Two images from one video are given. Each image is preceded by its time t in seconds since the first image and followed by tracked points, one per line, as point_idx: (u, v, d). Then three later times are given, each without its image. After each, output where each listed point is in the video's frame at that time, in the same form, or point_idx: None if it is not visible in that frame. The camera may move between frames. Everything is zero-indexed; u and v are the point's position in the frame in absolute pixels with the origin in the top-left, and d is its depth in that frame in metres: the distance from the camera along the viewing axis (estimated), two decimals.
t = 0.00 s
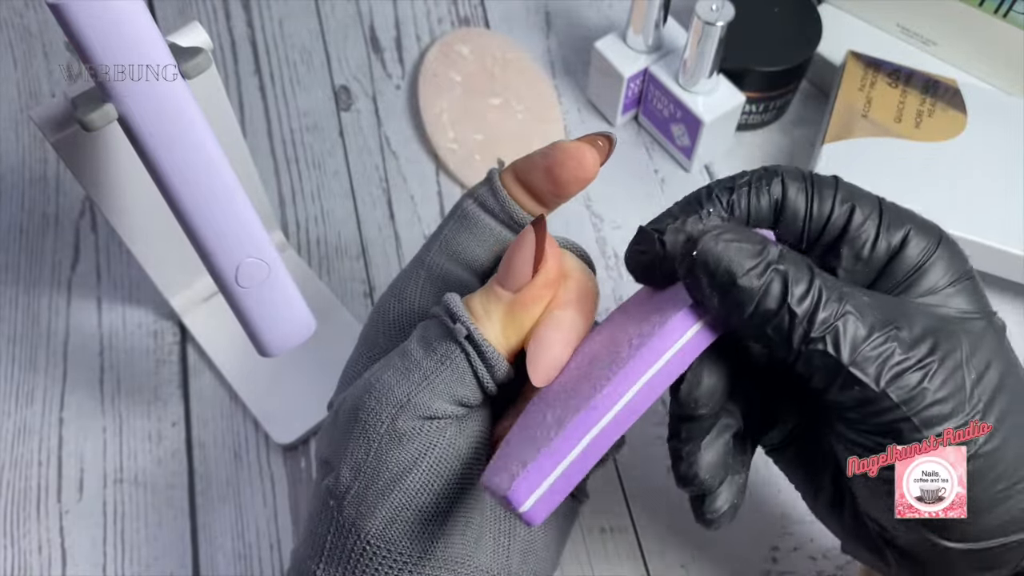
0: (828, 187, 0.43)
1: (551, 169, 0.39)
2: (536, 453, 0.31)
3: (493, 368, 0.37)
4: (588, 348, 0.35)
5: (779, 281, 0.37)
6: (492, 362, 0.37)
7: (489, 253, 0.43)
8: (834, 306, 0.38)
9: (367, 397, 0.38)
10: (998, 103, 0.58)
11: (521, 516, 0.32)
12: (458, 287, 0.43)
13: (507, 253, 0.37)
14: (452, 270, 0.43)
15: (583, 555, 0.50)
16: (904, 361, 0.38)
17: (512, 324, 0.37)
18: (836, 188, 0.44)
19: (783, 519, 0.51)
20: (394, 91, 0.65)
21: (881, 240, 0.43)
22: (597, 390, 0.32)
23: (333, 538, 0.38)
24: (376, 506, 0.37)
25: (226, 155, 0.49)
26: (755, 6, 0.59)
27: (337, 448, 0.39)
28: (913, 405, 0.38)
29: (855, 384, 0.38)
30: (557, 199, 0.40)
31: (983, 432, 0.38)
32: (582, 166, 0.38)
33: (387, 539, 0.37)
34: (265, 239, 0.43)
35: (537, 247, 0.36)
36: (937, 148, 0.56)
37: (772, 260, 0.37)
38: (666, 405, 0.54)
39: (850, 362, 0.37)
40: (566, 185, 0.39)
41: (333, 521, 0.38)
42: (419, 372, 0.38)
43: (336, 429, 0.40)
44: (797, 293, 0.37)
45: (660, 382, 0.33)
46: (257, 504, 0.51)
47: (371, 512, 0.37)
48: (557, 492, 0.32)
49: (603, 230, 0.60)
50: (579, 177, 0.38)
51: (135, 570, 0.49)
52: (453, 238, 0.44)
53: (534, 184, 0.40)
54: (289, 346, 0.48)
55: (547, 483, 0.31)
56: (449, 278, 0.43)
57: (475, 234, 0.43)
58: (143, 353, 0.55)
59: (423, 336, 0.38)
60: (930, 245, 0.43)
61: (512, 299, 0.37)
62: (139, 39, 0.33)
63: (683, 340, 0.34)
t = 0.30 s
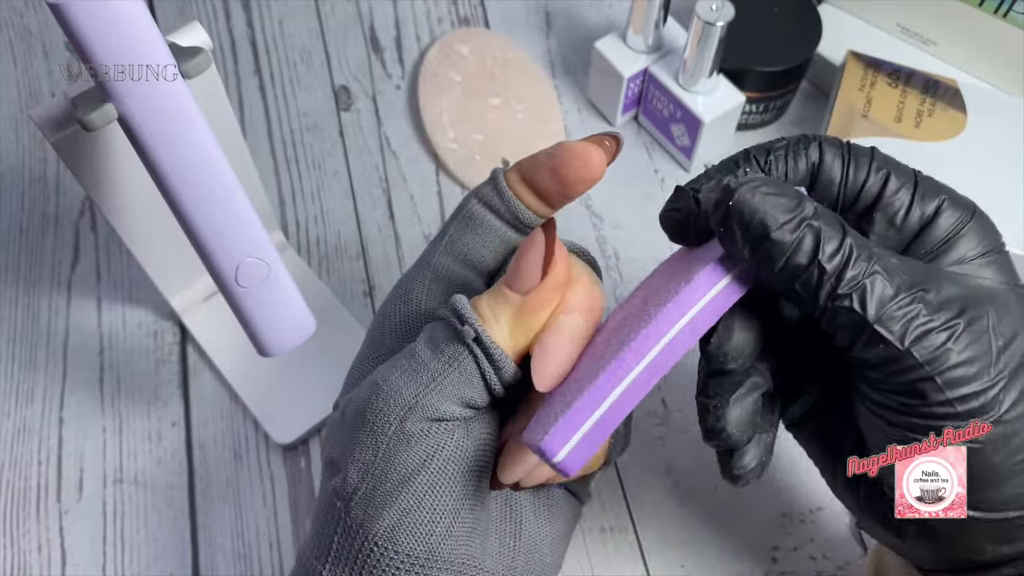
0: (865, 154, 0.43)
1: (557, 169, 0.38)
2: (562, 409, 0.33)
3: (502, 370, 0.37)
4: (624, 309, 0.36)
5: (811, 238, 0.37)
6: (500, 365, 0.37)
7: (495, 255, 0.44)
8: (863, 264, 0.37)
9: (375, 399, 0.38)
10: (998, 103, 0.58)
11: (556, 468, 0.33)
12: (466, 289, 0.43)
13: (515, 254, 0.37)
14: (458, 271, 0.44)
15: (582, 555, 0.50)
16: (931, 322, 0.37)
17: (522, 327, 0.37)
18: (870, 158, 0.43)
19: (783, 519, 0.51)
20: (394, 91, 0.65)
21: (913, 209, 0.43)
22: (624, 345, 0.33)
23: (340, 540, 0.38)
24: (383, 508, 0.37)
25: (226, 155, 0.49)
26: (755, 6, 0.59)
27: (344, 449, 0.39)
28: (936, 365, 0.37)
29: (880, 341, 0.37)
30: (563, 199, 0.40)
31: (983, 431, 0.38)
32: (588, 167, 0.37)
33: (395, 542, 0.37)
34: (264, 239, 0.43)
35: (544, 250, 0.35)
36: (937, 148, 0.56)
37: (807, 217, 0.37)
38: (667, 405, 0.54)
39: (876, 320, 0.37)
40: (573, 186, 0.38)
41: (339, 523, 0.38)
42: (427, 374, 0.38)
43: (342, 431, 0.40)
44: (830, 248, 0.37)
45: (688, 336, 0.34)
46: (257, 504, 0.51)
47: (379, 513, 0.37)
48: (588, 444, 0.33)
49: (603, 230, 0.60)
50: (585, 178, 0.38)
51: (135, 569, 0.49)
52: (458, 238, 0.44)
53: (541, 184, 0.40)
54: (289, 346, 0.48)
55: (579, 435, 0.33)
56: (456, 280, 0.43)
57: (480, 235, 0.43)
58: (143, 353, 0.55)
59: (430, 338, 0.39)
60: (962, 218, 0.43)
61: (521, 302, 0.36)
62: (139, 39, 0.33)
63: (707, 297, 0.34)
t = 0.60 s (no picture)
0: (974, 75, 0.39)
1: (525, 177, 0.38)
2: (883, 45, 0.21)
3: (473, 353, 0.37)
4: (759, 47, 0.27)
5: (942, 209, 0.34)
6: (471, 346, 0.37)
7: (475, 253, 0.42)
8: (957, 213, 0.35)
9: (354, 390, 0.39)
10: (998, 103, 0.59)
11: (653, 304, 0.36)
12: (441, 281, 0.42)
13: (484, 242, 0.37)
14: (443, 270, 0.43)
15: (582, 555, 0.50)
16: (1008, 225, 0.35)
17: (491, 309, 0.37)
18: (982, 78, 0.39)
19: (782, 519, 0.51)
20: (394, 92, 0.65)
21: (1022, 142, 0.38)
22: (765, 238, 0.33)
23: (326, 535, 0.37)
24: (366, 496, 0.37)
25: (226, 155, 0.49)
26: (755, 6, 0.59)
27: (328, 444, 0.39)
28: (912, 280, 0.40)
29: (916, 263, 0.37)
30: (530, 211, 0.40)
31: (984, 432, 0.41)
32: (554, 175, 0.37)
33: (380, 531, 0.36)
34: (264, 240, 0.43)
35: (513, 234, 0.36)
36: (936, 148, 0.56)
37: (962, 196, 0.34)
38: (667, 404, 0.54)
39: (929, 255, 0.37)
40: (539, 195, 0.38)
41: (326, 518, 0.37)
42: (400, 359, 0.38)
43: (327, 427, 0.40)
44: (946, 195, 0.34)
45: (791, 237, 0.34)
46: (257, 504, 0.51)
47: (360, 502, 0.37)
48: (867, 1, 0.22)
49: (603, 230, 0.60)
50: (551, 187, 0.37)
51: (136, 569, 0.49)
52: (441, 238, 0.43)
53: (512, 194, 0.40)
54: (289, 343, 0.48)
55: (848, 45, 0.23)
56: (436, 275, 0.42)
57: (460, 234, 0.42)
58: (143, 353, 0.55)
59: (403, 325, 0.39)
60: None
61: (491, 285, 0.36)
62: (140, 39, 0.33)
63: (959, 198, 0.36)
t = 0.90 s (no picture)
0: (851, 168, 0.41)
1: (530, 184, 0.38)
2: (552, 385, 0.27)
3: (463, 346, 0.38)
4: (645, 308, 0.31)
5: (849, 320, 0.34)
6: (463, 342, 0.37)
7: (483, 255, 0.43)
8: (916, 313, 0.34)
9: (347, 390, 0.39)
10: (997, 103, 0.59)
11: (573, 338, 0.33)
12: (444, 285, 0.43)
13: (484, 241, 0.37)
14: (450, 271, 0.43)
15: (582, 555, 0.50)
16: (996, 371, 0.35)
17: (484, 309, 0.37)
18: (860, 170, 0.41)
19: (782, 518, 0.51)
20: (394, 92, 0.65)
21: (907, 227, 0.40)
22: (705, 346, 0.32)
23: (323, 536, 0.38)
24: (359, 493, 0.37)
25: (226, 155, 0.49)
26: (755, 7, 0.59)
27: (324, 444, 0.40)
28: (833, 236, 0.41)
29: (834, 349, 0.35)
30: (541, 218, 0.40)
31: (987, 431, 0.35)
32: (557, 181, 0.37)
33: (373, 528, 0.37)
34: (264, 242, 0.43)
35: (516, 232, 0.36)
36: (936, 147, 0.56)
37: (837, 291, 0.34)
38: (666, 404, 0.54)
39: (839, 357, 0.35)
40: (541, 199, 0.38)
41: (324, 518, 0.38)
42: (392, 357, 0.39)
43: (325, 428, 0.41)
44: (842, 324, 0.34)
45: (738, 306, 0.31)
46: (258, 504, 0.51)
47: (355, 501, 0.37)
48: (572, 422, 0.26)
49: (603, 230, 0.60)
50: (555, 194, 0.37)
51: (135, 569, 0.49)
52: (451, 244, 0.44)
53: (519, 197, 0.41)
54: (290, 344, 0.48)
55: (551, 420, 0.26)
56: (434, 274, 0.43)
57: (469, 240, 0.44)
58: (144, 352, 0.55)
59: (396, 325, 0.40)
60: (958, 242, 0.40)
61: (484, 285, 0.37)
62: (140, 40, 0.33)
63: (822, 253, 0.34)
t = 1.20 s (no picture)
0: (802, 217, 0.40)
1: (559, 183, 0.38)
2: (496, 507, 0.33)
3: (486, 360, 0.37)
4: (560, 382, 0.36)
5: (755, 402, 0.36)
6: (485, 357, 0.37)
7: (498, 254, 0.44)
8: (829, 403, 0.36)
9: (363, 394, 0.39)
10: (998, 102, 0.59)
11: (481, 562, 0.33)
12: (463, 285, 0.43)
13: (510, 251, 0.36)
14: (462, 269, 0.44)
15: (583, 555, 0.50)
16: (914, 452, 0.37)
17: (507, 320, 0.37)
18: (812, 220, 0.41)
19: (783, 519, 0.51)
20: (394, 91, 0.65)
21: (851, 290, 0.40)
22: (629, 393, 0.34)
23: (332, 537, 0.39)
24: (372, 502, 0.38)
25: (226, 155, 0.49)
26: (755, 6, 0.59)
27: (336, 445, 0.39)
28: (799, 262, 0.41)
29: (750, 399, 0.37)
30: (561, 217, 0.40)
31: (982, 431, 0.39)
32: (589, 183, 0.37)
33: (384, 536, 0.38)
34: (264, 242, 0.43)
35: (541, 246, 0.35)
36: (937, 147, 0.56)
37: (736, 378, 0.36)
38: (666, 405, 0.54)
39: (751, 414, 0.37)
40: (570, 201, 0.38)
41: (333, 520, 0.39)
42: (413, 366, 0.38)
43: (336, 426, 0.40)
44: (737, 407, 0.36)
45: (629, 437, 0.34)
46: (258, 504, 0.51)
47: (366, 508, 0.38)
48: (524, 534, 0.34)
49: (603, 230, 0.60)
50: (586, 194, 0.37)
51: (135, 569, 0.49)
52: (467, 242, 0.44)
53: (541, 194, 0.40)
54: (289, 345, 0.48)
55: (502, 539, 0.33)
56: (458, 277, 0.43)
57: (485, 237, 0.44)
58: (143, 352, 0.55)
59: (419, 330, 0.39)
60: (902, 302, 0.40)
61: (508, 295, 0.36)
62: (140, 39, 0.33)
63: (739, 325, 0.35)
